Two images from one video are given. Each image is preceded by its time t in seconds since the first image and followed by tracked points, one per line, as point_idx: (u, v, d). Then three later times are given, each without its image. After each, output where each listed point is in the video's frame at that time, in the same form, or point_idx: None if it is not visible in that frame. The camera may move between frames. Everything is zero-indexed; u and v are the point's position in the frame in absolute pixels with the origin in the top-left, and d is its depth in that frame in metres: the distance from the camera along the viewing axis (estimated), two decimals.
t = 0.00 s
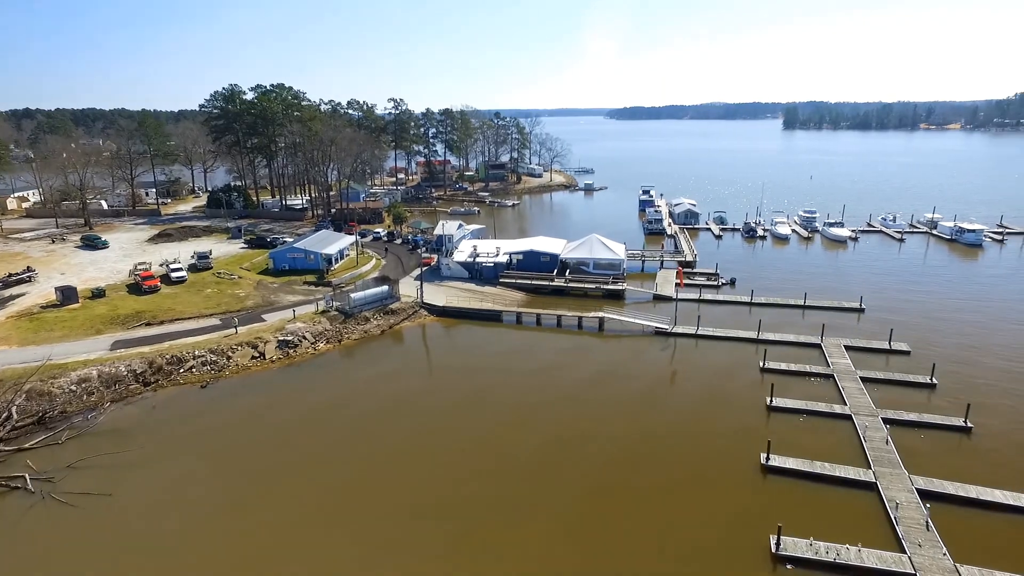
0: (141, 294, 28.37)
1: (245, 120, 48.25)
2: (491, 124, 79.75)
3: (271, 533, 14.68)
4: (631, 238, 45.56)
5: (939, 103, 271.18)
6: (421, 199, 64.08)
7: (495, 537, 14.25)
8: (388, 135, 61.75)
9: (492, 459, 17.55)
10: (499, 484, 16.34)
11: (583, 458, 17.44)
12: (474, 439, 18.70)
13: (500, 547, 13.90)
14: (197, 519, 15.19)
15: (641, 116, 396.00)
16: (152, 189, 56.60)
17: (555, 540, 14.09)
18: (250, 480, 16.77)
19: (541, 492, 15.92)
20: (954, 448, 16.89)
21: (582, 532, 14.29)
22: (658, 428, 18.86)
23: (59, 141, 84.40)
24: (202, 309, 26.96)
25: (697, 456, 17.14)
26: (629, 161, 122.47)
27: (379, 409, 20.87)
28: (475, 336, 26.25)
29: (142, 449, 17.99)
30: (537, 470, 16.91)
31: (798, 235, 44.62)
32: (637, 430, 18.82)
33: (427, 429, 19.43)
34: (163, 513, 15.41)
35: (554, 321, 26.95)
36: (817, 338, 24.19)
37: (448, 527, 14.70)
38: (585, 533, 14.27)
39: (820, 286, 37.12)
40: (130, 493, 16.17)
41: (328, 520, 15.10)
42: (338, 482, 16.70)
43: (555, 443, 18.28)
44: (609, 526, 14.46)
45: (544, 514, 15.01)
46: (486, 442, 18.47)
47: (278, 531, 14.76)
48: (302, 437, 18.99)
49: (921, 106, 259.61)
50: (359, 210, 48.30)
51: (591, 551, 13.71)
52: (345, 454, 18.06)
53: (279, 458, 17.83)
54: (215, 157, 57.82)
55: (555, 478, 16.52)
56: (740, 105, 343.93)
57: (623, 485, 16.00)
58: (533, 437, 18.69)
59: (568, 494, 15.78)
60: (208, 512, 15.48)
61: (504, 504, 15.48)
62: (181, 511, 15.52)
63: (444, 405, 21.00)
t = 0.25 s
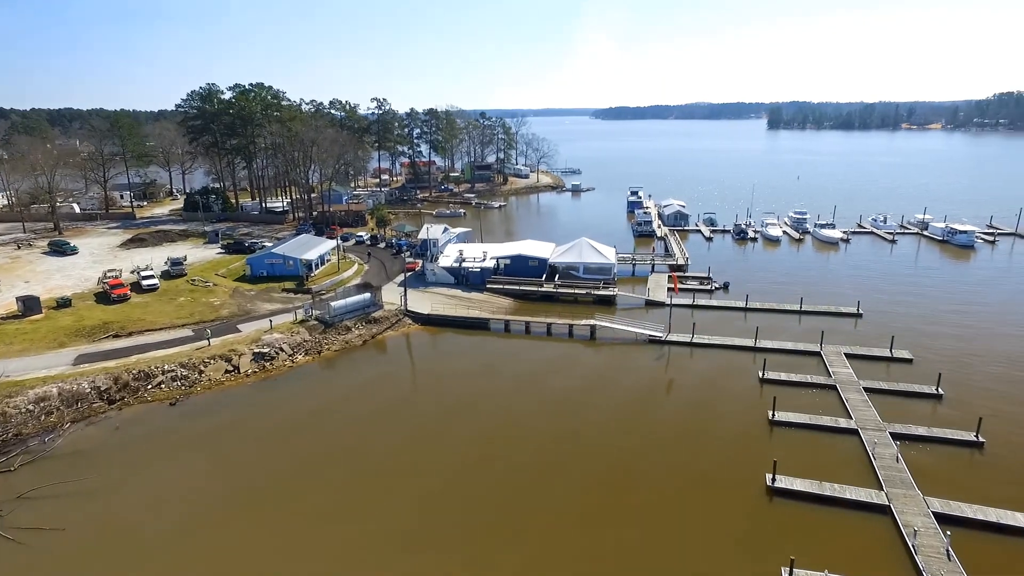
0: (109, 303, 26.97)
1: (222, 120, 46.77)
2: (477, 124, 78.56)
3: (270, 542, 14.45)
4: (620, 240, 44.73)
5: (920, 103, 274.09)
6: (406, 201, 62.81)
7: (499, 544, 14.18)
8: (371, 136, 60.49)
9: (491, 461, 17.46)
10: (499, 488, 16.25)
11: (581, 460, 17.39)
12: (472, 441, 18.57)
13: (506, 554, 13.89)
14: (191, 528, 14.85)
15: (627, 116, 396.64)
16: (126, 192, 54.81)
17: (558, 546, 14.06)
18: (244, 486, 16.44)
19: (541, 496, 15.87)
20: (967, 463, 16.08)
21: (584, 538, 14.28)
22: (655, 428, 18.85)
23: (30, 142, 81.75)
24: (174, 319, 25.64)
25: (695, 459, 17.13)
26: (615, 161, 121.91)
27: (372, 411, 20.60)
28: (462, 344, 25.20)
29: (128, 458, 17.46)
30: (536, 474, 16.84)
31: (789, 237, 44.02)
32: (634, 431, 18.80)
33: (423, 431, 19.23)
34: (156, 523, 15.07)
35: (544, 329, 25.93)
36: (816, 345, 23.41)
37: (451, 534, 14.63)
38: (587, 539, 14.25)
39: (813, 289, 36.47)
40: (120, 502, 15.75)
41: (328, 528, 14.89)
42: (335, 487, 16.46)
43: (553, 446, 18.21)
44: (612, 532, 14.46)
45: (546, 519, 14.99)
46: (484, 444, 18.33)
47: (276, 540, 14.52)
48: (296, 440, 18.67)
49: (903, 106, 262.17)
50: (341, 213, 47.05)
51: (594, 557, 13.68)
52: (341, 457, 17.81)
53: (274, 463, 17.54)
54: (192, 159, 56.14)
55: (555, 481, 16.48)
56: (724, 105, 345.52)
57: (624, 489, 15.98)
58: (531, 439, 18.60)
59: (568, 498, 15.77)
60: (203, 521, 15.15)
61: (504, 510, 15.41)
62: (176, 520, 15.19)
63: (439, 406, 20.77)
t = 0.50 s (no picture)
0: (80, 312, 25.62)
1: (204, 120, 45.43)
2: (466, 124, 77.41)
3: (270, 544, 14.18)
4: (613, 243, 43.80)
5: (907, 103, 275.73)
6: (394, 202, 61.63)
7: (503, 542, 14.04)
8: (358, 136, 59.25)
9: (491, 460, 17.29)
10: (501, 487, 16.10)
11: (582, 457, 17.33)
12: (471, 440, 18.39)
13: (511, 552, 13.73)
14: (189, 532, 14.56)
15: (617, 116, 396.90)
16: (105, 194, 53.17)
17: (563, 543, 13.94)
18: (240, 489, 16.15)
19: (544, 494, 15.73)
20: (986, 482, 15.13)
21: (589, 535, 14.15)
22: (655, 428, 18.75)
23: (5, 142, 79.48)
24: (150, 329, 24.40)
25: (696, 458, 17.02)
26: (606, 161, 121.16)
27: (368, 411, 20.40)
28: (452, 354, 24.15)
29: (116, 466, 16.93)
30: (537, 471, 16.75)
31: (785, 238, 43.27)
32: (633, 430, 18.70)
33: (421, 431, 19.02)
34: (152, 528, 14.73)
35: (537, 338, 24.88)
36: (820, 354, 22.51)
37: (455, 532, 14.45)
38: (592, 536, 14.15)
39: (811, 293, 35.69)
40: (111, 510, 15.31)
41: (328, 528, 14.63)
42: (334, 487, 16.22)
43: (553, 445, 18.07)
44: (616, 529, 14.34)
45: (549, 517, 14.85)
46: (483, 443, 18.16)
47: (276, 544, 14.25)
48: (293, 443, 18.40)
49: (891, 106, 263.56)
50: (327, 215, 45.84)
51: (600, 554, 13.55)
52: (339, 458, 17.56)
53: (271, 465, 17.26)
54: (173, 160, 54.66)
55: (557, 480, 16.36)
56: (713, 105, 346.43)
57: (627, 487, 15.88)
58: (531, 438, 18.45)
59: (571, 496, 15.66)
60: (199, 525, 14.82)
61: (507, 508, 15.27)
62: (173, 525, 14.90)
63: (436, 407, 20.56)
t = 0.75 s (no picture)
0: (52, 322, 24.32)
1: (187, 120, 44.13)
2: (458, 124, 76.31)
3: (269, 553, 14.04)
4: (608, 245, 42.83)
5: (898, 104, 276.91)
6: (385, 204, 60.48)
7: (504, 548, 13.95)
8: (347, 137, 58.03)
9: (489, 466, 17.11)
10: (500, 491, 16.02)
11: (580, 462, 17.16)
12: (468, 443, 18.28)
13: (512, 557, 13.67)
14: (184, 545, 14.25)
15: (609, 116, 396.50)
16: (86, 196, 51.70)
17: (565, 551, 13.80)
18: (235, 499, 15.85)
19: (544, 497, 15.67)
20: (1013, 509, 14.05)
21: (590, 539, 14.10)
22: (652, 429, 18.67)
23: None
24: (125, 340, 23.16)
25: (694, 459, 16.95)
26: (599, 162, 120.26)
27: (363, 414, 20.06)
28: (443, 365, 23.08)
29: (105, 475, 16.49)
30: (536, 476, 16.59)
31: (784, 241, 42.47)
32: (631, 431, 18.64)
33: (418, 434, 18.89)
34: (146, 541, 14.41)
35: (533, 347, 23.77)
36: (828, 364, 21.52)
37: (455, 538, 14.38)
38: (594, 543, 13.99)
39: (812, 296, 34.82)
40: (103, 521, 15.01)
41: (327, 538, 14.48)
42: (331, 497, 15.98)
43: (551, 447, 18.00)
44: (616, 532, 14.29)
45: (550, 521, 14.79)
46: (481, 448, 17.96)
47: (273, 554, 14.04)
48: (287, 448, 18.09)
49: (882, 106, 264.37)
50: (315, 218, 44.61)
51: (603, 560, 13.47)
52: (336, 464, 17.38)
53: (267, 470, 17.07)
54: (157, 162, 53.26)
55: (556, 483, 16.29)
56: (705, 105, 346.74)
57: (626, 489, 15.83)
58: (529, 440, 18.38)
59: (570, 499, 15.61)
60: (193, 538, 14.50)
61: (508, 511, 15.21)
62: (168, 536, 14.60)
63: (433, 408, 20.40)
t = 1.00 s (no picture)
0: (23, 333, 23.05)
1: (172, 120, 42.85)
2: (451, 124, 75.16)
3: (264, 562, 13.54)
4: (605, 249, 41.81)
5: (890, 104, 277.43)
6: (377, 206, 59.32)
7: (506, 556, 13.52)
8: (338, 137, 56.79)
9: (488, 471, 16.68)
10: (500, 494, 15.70)
11: (582, 467, 16.75)
12: (465, 446, 17.92)
13: (515, 559, 13.39)
14: (174, 556, 13.70)
15: (603, 116, 395.65)
16: (69, 198, 50.26)
17: (569, 558, 13.39)
18: (227, 508, 15.32)
19: (545, 502, 15.27)
20: None
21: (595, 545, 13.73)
22: (651, 431, 18.33)
23: None
24: (100, 352, 21.95)
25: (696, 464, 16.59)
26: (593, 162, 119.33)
27: (356, 420, 19.50)
28: (434, 377, 22.01)
29: (89, 487, 15.84)
30: (536, 482, 16.15)
31: (784, 244, 41.58)
32: (630, 434, 18.29)
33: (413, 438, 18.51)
34: (134, 553, 13.85)
35: (529, 359, 22.70)
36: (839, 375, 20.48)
37: (455, 541, 14.04)
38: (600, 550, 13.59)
39: (816, 301, 33.89)
40: (89, 532, 14.43)
41: (320, 543, 14.11)
42: (326, 504, 15.48)
43: (549, 450, 17.61)
44: (621, 535, 14.00)
45: (550, 523, 14.50)
46: (479, 453, 17.51)
47: (267, 563, 13.55)
48: (280, 454, 17.57)
49: (875, 106, 264.69)
50: (303, 220, 43.42)
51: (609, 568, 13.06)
52: (329, 468, 17.06)
53: (258, 476, 16.65)
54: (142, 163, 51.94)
55: (556, 486, 15.95)
56: (699, 105, 346.73)
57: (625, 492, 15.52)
58: (527, 441, 18.09)
59: (571, 501, 15.30)
60: (183, 548, 13.95)
61: (508, 514, 14.90)
62: (158, 547, 14.05)
63: (427, 411, 19.99)
